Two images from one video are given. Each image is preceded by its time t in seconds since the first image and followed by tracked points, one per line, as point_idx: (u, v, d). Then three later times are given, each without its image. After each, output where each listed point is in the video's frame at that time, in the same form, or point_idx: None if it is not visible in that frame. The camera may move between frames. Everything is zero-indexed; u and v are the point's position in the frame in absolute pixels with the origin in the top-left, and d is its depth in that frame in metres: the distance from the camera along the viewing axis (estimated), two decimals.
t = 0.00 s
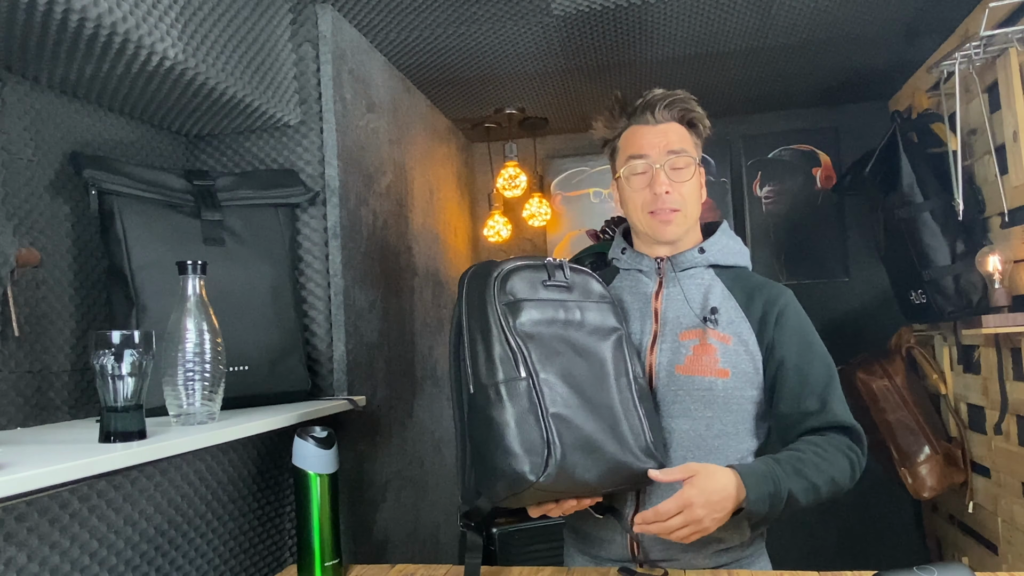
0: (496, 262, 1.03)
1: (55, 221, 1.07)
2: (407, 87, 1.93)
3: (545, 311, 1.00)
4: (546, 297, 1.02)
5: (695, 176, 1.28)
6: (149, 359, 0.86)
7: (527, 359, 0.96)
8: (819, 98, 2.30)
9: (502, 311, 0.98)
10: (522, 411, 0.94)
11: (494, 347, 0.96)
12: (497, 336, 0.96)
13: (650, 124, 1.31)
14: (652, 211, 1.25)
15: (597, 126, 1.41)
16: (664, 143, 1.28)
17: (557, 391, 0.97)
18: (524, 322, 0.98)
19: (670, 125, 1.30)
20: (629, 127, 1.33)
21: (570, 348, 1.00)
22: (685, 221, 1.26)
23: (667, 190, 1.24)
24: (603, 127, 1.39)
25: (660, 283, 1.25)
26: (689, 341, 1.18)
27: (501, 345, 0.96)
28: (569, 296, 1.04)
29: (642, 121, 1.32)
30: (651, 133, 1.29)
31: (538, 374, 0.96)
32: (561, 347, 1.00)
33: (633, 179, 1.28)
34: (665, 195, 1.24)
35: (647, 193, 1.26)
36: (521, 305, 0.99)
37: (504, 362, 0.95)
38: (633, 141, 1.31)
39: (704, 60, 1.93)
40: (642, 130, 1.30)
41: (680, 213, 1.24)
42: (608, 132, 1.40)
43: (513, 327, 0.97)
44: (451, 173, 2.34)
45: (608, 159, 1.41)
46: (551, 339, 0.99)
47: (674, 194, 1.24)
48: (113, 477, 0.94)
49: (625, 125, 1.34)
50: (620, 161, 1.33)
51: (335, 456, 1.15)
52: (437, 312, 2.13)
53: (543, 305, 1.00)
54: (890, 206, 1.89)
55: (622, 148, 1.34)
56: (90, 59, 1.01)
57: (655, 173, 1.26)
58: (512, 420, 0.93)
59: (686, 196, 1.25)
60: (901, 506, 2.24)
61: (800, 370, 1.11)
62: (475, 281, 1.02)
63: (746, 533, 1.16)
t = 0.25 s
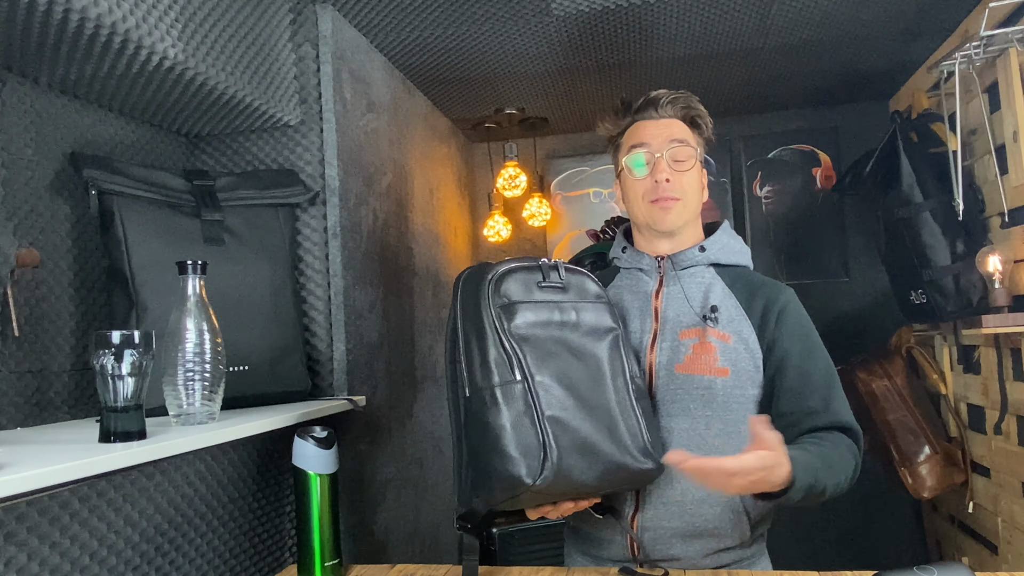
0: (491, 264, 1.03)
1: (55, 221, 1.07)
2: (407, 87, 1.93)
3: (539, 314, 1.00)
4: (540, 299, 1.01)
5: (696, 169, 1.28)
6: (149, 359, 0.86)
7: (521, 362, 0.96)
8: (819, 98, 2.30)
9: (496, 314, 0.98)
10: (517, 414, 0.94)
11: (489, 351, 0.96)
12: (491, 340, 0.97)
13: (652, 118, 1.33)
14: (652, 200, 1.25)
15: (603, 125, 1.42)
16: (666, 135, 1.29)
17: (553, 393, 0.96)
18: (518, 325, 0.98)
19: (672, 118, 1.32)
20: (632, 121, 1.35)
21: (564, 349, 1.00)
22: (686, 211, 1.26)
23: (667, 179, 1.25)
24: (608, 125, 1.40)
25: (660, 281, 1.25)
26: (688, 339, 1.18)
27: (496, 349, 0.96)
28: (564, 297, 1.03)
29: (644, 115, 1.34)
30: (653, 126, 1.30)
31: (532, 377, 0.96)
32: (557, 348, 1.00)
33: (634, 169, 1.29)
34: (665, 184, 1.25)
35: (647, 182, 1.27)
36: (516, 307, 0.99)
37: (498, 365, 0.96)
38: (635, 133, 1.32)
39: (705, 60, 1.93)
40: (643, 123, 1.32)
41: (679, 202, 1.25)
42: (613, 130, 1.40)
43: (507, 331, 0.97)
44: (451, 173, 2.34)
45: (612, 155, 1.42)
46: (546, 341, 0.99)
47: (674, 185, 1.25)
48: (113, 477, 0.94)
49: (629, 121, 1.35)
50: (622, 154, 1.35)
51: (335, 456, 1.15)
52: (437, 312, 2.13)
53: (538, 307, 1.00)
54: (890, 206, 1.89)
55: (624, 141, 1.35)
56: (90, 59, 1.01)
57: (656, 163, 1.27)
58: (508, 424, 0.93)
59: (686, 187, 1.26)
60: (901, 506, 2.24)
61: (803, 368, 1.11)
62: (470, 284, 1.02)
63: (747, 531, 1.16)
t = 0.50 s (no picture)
0: (489, 264, 1.03)
1: (55, 221, 1.07)
2: (407, 87, 1.93)
3: (537, 312, 1.00)
4: (539, 297, 1.01)
5: (697, 171, 1.28)
6: (149, 359, 0.86)
7: (518, 360, 0.96)
8: (819, 98, 2.30)
9: (493, 312, 0.98)
10: (513, 412, 0.94)
11: (486, 348, 0.96)
12: (488, 337, 0.97)
13: (653, 120, 1.32)
14: (653, 203, 1.25)
15: (602, 125, 1.42)
16: (666, 136, 1.29)
17: (549, 392, 0.96)
18: (516, 323, 0.98)
19: (673, 120, 1.31)
20: (633, 122, 1.34)
21: (562, 349, 1.00)
22: (686, 214, 1.26)
23: (668, 183, 1.25)
24: (608, 124, 1.40)
25: (660, 281, 1.25)
26: (688, 339, 1.18)
27: (493, 347, 0.96)
28: (563, 296, 1.03)
29: (645, 116, 1.33)
30: (653, 127, 1.30)
31: (529, 375, 0.96)
32: (555, 347, 1.00)
33: (635, 172, 1.28)
34: (666, 188, 1.24)
35: (647, 185, 1.26)
36: (513, 305, 0.99)
37: (495, 363, 0.96)
38: (636, 135, 1.31)
39: (704, 60, 1.93)
40: (644, 125, 1.31)
41: (680, 206, 1.24)
42: (612, 129, 1.40)
43: (504, 328, 0.97)
44: (451, 173, 2.34)
45: (612, 156, 1.42)
46: (543, 340, 0.99)
47: (675, 187, 1.25)
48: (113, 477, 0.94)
49: (630, 121, 1.35)
50: (623, 156, 1.34)
51: (335, 455, 1.15)
52: (437, 312, 2.13)
53: (536, 306, 1.00)
54: (890, 206, 1.89)
55: (624, 143, 1.35)
56: (90, 59, 1.01)
57: (656, 166, 1.26)
58: (503, 421, 0.93)
59: (687, 190, 1.26)
60: (901, 506, 2.24)
61: (807, 367, 1.10)
62: (469, 282, 1.02)
63: (746, 531, 1.15)
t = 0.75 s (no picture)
0: (492, 263, 1.03)
1: (55, 221, 1.07)
2: (407, 87, 1.93)
3: (540, 312, 1.00)
4: (541, 297, 1.01)
5: (698, 173, 1.28)
6: (149, 359, 0.86)
7: (520, 360, 0.96)
8: (819, 98, 2.30)
9: (496, 312, 0.98)
10: (514, 411, 0.94)
11: (488, 348, 0.96)
12: (491, 337, 0.97)
13: (654, 120, 1.32)
14: (654, 205, 1.25)
15: (603, 124, 1.41)
16: (667, 138, 1.29)
17: (550, 392, 0.96)
18: (518, 322, 0.98)
19: (674, 121, 1.31)
20: (634, 123, 1.34)
21: (564, 349, 1.00)
22: (688, 216, 1.26)
23: (669, 185, 1.24)
24: (609, 124, 1.40)
25: (661, 282, 1.25)
26: (689, 340, 1.18)
27: (495, 346, 0.96)
28: (566, 296, 1.03)
29: (646, 117, 1.33)
30: (654, 129, 1.30)
31: (530, 375, 0.96)
32: (556, 347, 0.99)
33: (636, 173, 1.28)
34: (667, 190, 1.24)
35: (648, 187, 1.26)
36: (516, 305, 0.99)
37: (497, 363, 0.95)
38: (637, 136, 1.31)
39: (704, 60, 1.93)
40: (646, 126, 1.31)
41: (682, 208, 1.24)
42: (613, 129, 1.40)
43: (506, 328, 0.97)
44: (451, 173, 2.34)
45: (613, 156, 1.42)
46: (545, 340, 0.99)
47: (676, 189, 1.25)
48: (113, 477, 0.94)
49: (631, 122, 1.35)
50: (624, 156, 1.34)
51: (335, 456, 1.15)
52: (437, 312, 2.13)
53: (539, 306, 1.00)
54: (890, 207, 1.89)
55: (625, 144, 1.34)
56: (90, 59, 1.01)
57: (658, 168, 1.26)
58: (504, 421, 0.93)
59: (688, 192, 1.26)
60: (901, 506, 2.24)
61: (806, 368, 1.10)
62: (471, 282, 1.02)
63: (746, 531, 1.15)
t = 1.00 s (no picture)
0: (493, 263, 1.03)
1: (55, 221, 1.07)
2: (407, 87, 1.93)
3: (541, 311, 1.00)
4: (543, 296, 1.01)
5: (699, 174, 1.28)
6: (149, 359, 0.86)
7: (522, 359, 0.96)
8: (819, 98, 2.30)
9: (498, 310, 0.98)
10: (515, 410, 0.94)
11: (490, 347, 0.96)
12: (492, 336, 0.97)
13: (654, 121, 1.32)
14: (654, 206, 1.25)
15: (603, 124, 1.41)
16: (668, 138, 1.29)
17: (551, 392, 0.96)
18: (520, 321, 0.98)
19: (674, 122, 1.31)
20: (634, 123, 1.34)
21: (565, 348, 1.00)
22: (688, 217, 1.26)
23: (669, 186, 1.24)
24: (608, 124, 1.40)
25: (661, 282, 1.25)
26: (689, 340, 1.18)
27: (497, 345, 0.96)
28: (567, 296, 1.03)
29: (647, 117, 1.33)
30: (655, 129, 1.30)
31: (532, 374, 0.96)
32: (558, 347, 0.99)
33: (636, 173, 1.28)
34: (667, 191, 1.24)
35: (648, 188, 1.26)
36: (518, 304, 0.99)
37: (499, 361, 0.95)
38: (637, 136, 1.31)
39: (704, 60, 1.93)
40: (646, 126, 1.31)
41: (682, 209, 1.24)
42: (613, 129, 1.40)
43: (508, 327, 0.97)
44: (451, 173, 2.34)
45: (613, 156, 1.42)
46: (547, 339, 0.99)
47: (676, 190, 1.25)
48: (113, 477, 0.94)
49: (631, 121, 1.35)
50: (624, 156, 1.34)
51: (335, 456, 1.15)
52: (437, 312, 2.13)
53: (541, 305, 1.00)
54: (890, 206, 1.89)
55: (626, 144, 1.34)
56: (90, 59, 1.02)
57: (658, 169, 1.26)
58: (505, 420, 0.93)
59: (688, 193, 1.26)
60: (901, 506, 2.24)
61: (805, 368, 1.10)
62: (472, 281, 1.02)
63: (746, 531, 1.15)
